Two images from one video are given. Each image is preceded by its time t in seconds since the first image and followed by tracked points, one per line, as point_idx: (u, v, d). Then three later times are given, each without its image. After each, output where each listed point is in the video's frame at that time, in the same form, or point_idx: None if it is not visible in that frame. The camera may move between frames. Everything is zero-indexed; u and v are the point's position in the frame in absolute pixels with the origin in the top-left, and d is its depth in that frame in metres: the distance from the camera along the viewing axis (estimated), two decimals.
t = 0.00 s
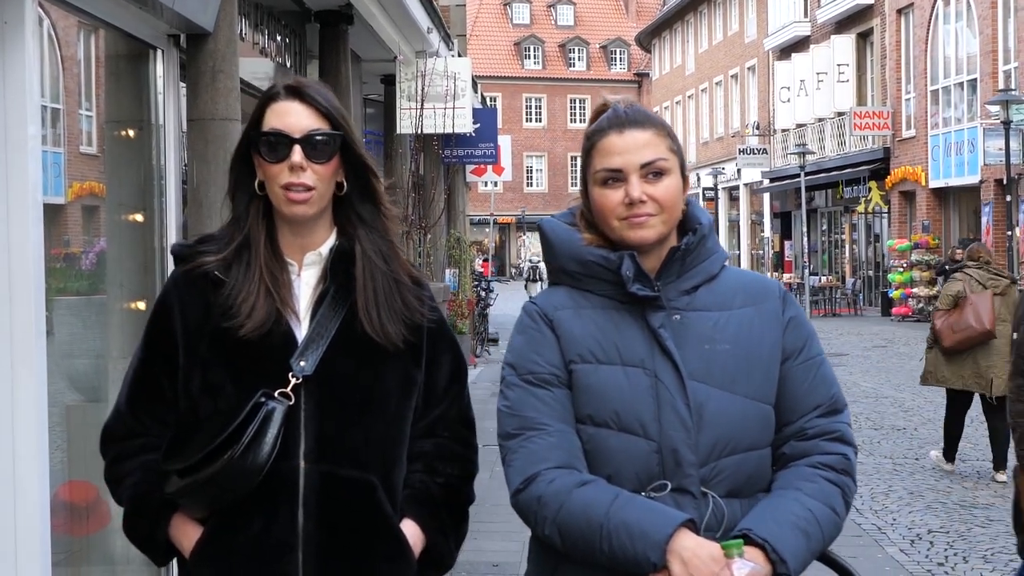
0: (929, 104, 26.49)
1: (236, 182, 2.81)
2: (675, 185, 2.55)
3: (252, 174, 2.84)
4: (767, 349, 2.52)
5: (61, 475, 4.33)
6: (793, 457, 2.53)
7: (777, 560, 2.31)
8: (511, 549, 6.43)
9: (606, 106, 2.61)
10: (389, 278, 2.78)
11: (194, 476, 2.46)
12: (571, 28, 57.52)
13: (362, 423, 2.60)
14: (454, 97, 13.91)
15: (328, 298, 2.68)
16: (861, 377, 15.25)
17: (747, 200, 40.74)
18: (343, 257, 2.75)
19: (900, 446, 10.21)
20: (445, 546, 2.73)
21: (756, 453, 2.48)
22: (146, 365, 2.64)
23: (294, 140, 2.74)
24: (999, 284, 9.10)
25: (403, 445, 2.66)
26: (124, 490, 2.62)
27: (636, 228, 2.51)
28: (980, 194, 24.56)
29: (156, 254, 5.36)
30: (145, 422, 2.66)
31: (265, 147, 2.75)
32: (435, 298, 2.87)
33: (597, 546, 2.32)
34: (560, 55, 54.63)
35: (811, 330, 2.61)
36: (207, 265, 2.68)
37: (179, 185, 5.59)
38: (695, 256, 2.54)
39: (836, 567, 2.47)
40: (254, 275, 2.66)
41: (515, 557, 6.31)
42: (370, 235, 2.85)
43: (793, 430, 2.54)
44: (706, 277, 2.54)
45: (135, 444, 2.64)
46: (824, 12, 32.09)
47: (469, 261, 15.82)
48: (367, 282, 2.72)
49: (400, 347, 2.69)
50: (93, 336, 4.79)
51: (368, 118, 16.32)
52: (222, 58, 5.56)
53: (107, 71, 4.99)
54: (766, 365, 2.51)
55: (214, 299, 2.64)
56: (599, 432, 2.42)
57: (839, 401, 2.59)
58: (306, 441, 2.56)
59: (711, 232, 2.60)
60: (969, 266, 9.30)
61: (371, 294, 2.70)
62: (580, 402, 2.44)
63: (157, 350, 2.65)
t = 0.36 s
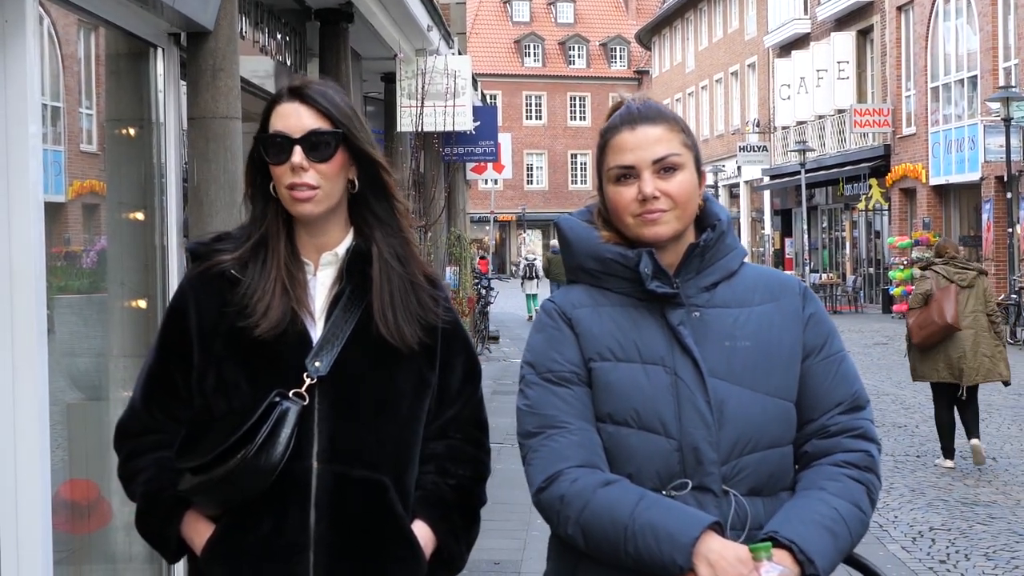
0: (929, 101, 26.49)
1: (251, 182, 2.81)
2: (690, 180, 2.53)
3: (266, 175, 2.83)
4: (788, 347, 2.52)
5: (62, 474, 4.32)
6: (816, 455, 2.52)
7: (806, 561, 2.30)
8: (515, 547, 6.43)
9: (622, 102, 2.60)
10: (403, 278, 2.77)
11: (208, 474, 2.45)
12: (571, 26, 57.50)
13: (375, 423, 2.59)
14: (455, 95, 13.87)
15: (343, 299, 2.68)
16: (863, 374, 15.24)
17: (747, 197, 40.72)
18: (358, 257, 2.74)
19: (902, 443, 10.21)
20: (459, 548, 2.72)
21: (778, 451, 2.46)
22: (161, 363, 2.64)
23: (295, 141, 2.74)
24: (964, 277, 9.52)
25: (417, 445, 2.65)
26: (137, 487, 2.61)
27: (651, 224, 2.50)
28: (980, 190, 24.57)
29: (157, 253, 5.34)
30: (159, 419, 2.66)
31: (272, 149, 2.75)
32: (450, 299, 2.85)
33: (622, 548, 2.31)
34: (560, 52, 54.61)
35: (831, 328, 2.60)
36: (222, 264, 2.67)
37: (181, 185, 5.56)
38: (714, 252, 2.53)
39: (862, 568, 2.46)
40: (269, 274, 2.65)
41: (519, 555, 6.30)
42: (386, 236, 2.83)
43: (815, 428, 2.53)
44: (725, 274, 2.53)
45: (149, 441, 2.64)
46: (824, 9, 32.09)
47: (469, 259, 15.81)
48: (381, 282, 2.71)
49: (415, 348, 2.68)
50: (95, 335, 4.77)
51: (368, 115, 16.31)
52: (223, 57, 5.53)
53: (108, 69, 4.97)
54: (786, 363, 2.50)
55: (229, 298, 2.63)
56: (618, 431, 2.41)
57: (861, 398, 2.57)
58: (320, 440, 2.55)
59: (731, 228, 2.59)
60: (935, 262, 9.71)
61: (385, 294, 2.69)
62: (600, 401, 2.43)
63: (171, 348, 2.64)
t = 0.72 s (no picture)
0: (940, 102, 26.43)
1: (253, 188, 2.82)
2: (692, 183, 2.54)
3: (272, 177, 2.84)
4: (787, 348, 2.53)
5: (74, 475, 4.35)
6: (814, 456, 2.54)
7: (807, 561, 2.31)
8: (526, 549, 6.45)
9: (624, 103, 2.61)
10: (410, 276, 2.79)
11: (214, 474, 2.48)
12: (582, 28, 57.52)
13: (380, 423, 2.61)
14: (467, 97, 13.93)
15: (348, 297, 2.70)
16: (874, 376, 15.22)
17: (759, 199, 40.68)
18: (362, 257, 2.75)
19: (913, 445, 10.20)
20: (468, 545, 2.74)
21: (776, 452, 2.48)
22: (168, 366, 2.68)
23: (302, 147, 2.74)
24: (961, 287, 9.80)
25: (424, 445, 2.67)
26: (147, 491, 2.66)
27: (651, 225, 2.52)
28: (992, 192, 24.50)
29: (169, 254, 5.38)
30: (167, 423, 2.69)
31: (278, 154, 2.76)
32: (457, 297, 2.87)
33: (623, 549, 2.32)
34: (572, 54, 54.64)
35: (830, 328, 2.61)
36: (226, 268, 2.70)
37: (192, 186, 5.60)
38: (715, 253, 2.54)
39: (861, 568, 2.47)
40: (277, 277, 2.67)
41: (529, 557, 6.32)
42: (392, 237, 2.85)
43: (814, 429, 2.54)
44: (725, 275, 2.54)
45: (157, 446, 2.68)
46: (835, 11, 32.04)
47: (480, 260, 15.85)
48: (385, 278, 2.73)
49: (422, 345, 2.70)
50: (106, 337, 4.81)
51: (379, 117, 16.36)
52: (235, 58, 5.58)
53: (119, 71, 5.01)
54: (785, 363, 2.51)
55: (236, 302, 2.65)
56: (619, 432, 2.42)
57: (860, 398, 2.59)
58: (326, 439, 2.57)
59: (730, 230, 2.61)
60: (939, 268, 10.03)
61: (391, 294, 2.71)
62: (600, 402, 2.45)
63: (177, 354, 2.68)
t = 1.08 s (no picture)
0: (942, 108, 26.43)
1: (249, 196, 2.81)
2: (666, 192, 2.55)
3: (263, 186, 2.84)
4: (758, 355, 2.53)
5: (76, 482, 4.35)
6: (786, 461, 2.54)
7: (776, 563, 2.31)
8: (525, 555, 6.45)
9: (600, 113, 2.61)
10: (403, 283, 2.80)
11: (211, 479, 2.47)
12: (584, 34, 57.57)
13: (378, 429, 2.63)
14: (469, 103, 13.94)
15: (346, 304, 2.71)
16: (875, 382, 15.22)
17: (761, 205, 40.68)
18: (360, 264, 2.76)
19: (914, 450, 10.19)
20: (465, 553, 2.75)
21: (746, 457, 2.48)
22: (166, 370, 2.69)
23: (291, 155, 2.75)
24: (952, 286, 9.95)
25: (422, 452, 2.68)
26: (143, 496, 2.64)
27: (625, 235, 2.51)
28: (994, 199, 24.51)
29: (171, 260, 5.40)
30: (163, 428, 2.69)
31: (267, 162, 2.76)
32: (452, 304, 2.89)
33: (595, 552, 2.31)
34: (574, 60, 54.70)
35: (803, 335, 2.62)
36: (224, 274, 2.70)
37: (194, 192, 5.61)
38: (689, 261, 2.54)
39: (829, 569, 2.48)
40: (277, 285, 2.68)
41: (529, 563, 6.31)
42: (387, 244, 2.86)
43: (786, 435, 2.55)
44: (699, 283, 2.54)
45: (153, 452, 2.67)
46: (838, 17, 32.06)
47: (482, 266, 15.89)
48: (383, 287, 2.74)
49: (418, 352, 2.72)
50: (109, 343, 4.81)
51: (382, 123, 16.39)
52: (237, 65, 5.60)
53: (122, 77, 5.02)
54: (757, 370, 2.52)
55: (232, 309, 2.66)
56: (592, 437, 2.42)
57: (831, 404, 2.59)
58: (323, 445, 2.58)
59: (705, 238, 2.61)
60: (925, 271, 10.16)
61: (388, 301, 2.72)
62: (574, 407, 2.44)
63: (175, 359, 2.68)
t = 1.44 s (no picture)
0: (939, 110, 26.47)
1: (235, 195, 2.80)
2: (637, 195, 2.54)
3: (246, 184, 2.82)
4: (725, 358, 2.53)
5: (74, 482, 4.35)
6: (749, 462, 2.54)
7: (735, 559, 2.32)
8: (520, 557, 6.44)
9: (571, 115, 2.60)
10: (389, 279, 2.79)
11: (203, 479, 2.46)
12: (582, 36, 57.63)
13: (369, 427, 2.63)
14: (467, 104, 13.93)
15: (334, 304, 2.70)
16: (872, 383, 15.24)
17: (758, 207, 40.71)
18: (347, 263, 2.76)
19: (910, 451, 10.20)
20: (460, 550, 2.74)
21: (713, 459, 2.49)
22: (155, 370, 2.67)
23: (266, 151, 2.72)
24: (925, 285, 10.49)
25: (413, 448, 2.69)
26: (133, 496, 2.62)
27: (599, 238, 2.50)
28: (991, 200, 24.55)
29: (169, 260, 5.40)
30: (152, 428, 2.67)
31: (244, 162, 2.74)
32: (439, 299, 2.87)
33: (558, 548, 2.31)
34: (571, 61, 54.71)
35: (766, 338, 2.63)
36: (213, 273, 2.69)
37: (192, 193, 5.62)
38: (656, 266, 2.54)
39: (790, 567, 2.49)
40: (269, 283, 2.67)
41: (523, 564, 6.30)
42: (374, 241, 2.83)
43: (749, 437, 2.55)
44: (666, 286, 2.54)
45: (141, 452, 2.65)
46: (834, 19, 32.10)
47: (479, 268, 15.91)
48: (370, 288, 2.72)
49: (406, 351, 2.71)
50: (106, 344, 4.81)
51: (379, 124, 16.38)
52: (236, 64, 5.63)
53: (121, 78, 5.02)
54: (724, 373, 2.52)
55: (222, 308, 2.66)
56: (561, 439, 2.42)
57: (794, 407, 2.60)
58: (315, 442, 2.59)
59: (674, 239, 2.60)
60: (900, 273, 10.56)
61: (374, 301, 2.70)
62: (542, 409, 2.44)
63: (165, 359, 2.67)
